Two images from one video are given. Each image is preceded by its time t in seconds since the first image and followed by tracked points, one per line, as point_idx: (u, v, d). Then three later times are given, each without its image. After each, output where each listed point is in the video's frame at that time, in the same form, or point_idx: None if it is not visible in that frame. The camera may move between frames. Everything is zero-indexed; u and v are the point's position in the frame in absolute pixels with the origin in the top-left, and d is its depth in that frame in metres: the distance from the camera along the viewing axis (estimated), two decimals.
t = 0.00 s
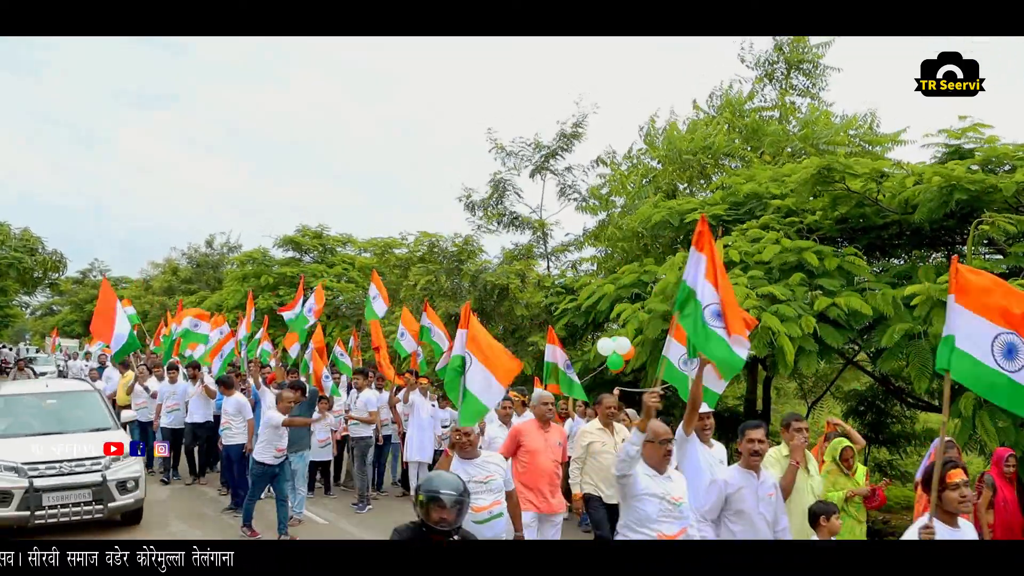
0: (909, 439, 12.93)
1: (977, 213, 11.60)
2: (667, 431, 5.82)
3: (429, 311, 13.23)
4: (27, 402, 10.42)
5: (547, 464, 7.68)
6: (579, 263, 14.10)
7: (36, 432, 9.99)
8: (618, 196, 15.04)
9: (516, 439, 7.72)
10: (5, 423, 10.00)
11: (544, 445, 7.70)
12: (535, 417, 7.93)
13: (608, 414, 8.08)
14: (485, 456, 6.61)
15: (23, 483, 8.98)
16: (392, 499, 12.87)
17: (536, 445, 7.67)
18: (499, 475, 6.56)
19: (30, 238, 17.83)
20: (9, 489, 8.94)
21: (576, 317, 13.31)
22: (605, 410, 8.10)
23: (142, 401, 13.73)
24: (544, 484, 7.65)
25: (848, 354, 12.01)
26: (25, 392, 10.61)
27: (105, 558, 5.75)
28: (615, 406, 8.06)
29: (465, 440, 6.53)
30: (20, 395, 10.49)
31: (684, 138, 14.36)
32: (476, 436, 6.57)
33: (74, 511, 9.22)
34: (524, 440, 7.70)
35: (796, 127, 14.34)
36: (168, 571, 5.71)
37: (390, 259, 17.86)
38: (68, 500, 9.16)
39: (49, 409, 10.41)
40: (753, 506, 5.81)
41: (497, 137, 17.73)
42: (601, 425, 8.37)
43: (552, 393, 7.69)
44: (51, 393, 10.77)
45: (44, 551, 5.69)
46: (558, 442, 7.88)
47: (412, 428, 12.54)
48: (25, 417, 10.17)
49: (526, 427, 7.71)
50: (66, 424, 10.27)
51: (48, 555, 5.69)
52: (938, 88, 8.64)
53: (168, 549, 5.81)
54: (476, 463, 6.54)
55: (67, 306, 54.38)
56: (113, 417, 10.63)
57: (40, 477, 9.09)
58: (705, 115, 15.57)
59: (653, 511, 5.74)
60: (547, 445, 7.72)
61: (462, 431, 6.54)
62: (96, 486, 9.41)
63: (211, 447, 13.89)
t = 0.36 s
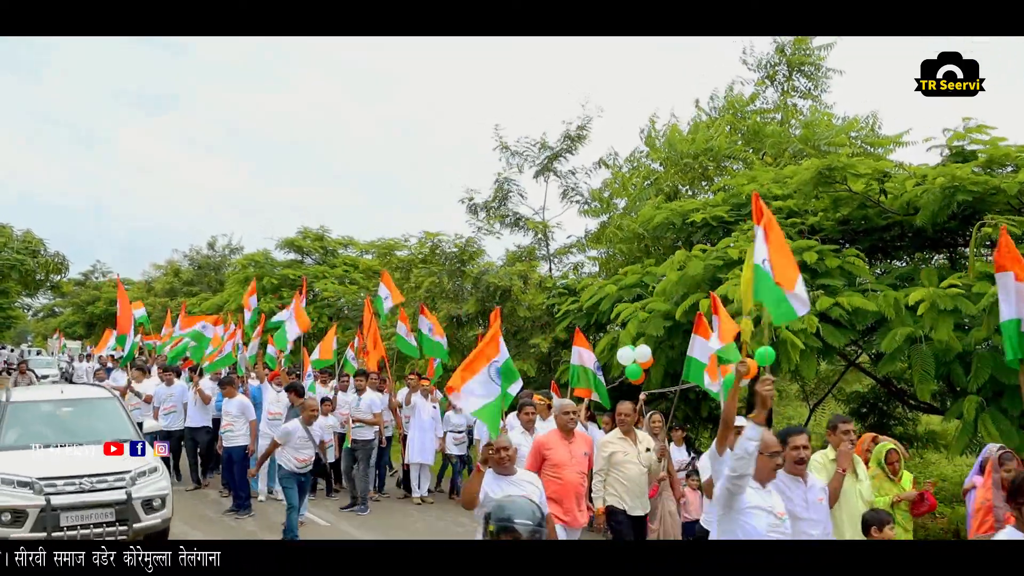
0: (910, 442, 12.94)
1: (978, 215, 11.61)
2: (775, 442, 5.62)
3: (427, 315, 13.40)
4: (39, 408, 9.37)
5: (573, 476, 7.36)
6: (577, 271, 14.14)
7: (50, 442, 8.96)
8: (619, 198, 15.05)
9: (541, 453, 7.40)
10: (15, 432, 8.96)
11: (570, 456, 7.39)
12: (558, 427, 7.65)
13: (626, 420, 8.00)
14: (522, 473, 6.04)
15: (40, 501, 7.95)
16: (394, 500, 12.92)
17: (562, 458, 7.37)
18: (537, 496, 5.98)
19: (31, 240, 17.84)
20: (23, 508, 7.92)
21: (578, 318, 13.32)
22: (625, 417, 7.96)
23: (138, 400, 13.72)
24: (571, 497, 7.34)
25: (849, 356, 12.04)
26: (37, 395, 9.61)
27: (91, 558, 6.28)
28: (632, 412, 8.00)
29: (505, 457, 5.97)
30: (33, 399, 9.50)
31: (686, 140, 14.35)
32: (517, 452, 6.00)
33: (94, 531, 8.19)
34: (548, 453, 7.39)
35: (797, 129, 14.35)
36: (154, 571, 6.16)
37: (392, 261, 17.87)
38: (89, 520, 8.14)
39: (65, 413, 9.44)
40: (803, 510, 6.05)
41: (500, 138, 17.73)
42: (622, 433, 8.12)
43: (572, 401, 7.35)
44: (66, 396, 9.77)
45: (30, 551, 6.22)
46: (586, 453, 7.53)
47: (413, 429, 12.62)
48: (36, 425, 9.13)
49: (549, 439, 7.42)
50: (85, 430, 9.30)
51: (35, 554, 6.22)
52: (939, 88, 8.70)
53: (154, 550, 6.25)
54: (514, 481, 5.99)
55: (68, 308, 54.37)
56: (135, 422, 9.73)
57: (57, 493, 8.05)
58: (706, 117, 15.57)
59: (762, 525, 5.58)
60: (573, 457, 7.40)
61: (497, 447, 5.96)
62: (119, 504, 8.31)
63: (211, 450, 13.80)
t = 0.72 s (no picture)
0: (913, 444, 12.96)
1: (982, 217, 11.62)
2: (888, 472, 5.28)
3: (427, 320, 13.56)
4: (53, 417, 8.72)
5: (601, 481, 7.23)
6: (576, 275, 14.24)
7: (70, 454, 8.31)
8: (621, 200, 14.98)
9: (567, 457, 7.25)
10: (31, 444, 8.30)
11: (596, 459, 7.27)
12: (581, 431, 7.49)
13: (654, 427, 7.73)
14: (561, 479, 6.00)
15: (62, 525, 7.24)
16: (397, 503, 12.93)
17: (589, 461, 7.24)
18: (575, 502, 5.97)
19: (35, 242, 17.84)
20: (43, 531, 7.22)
21: (581, 320, 13.32)
22: (653, 422, 7.68)
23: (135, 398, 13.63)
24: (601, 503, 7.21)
25: (853, 358, 12.04)
26: (49, 405, 8.97)
27: (79, 558, 6.32)
28: (662, 417, 7.73)
29: (546, 461, 5.86)
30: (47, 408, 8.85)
31: (689, 142, 14.37)
32: (558, 457, 5.92)
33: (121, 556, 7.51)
34: (575, 456, 7.25)
35: (800, 131, 14.37)
36: (142, 571, 6.26)
37: (396, 263, 17.88)
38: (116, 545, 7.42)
39: (81, 420, 8.81)
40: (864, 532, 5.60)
41: (504, 140, 17.73)
42: (652, 438, 7.78)
43: (599, 403, 7.27)
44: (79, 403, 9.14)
45: (18, 551, 6.26)
46: (611, 455, 7.43)
47: (416, 431, 12.66)
48: (53, 437, 8.46)
49: (574, 442, 7.28)
50: (106, 438, 8.68)
51: (22, 554, 6.26)
52: (940, 88, 8.72)
53: (142, 549, 6.36)
54: (554, 487, 5.95)
55: (71, 310, 54.37)
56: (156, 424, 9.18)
57: (81, 516, 7.33)
58: (710, 119, 15.58)
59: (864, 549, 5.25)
60: (599, 460, 7.28)
61: (538, 450, 5.84)
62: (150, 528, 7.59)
63: (212, 454, 13.78)
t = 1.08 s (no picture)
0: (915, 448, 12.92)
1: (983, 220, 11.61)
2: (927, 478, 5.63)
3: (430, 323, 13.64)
4: (67, 427, 8.11)
5: (631, 492, 7.07)
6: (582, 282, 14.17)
7: (89, 471, 7.66)
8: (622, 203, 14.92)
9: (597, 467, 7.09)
10: (46, 460, 7.65)
11: (626, 471, 7.11)
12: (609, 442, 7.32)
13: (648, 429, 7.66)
14: (596, 495, 5.86)
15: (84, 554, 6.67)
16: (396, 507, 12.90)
17: (619, 473, 7.09)
18: (614, 519, 5.84)
19: (36, 244, 17.85)
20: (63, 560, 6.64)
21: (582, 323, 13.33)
22: (688, 428, 7.32)
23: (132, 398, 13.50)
24: (632, 514, 7.04)
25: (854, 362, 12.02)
26: (57, 416, 8.30)
27: (66, 557, 6.01)
28: (697, 422, 7.34)
29: (582, 476, 5.71)
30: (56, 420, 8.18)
31: (689, 145, 14.37)
32: (595, 473, 5.77)
33: None
34: (605, 466, 7.09)
35: (801, 135, 14.37)
36: (130, 570, 5.94)
37: (397, 266, 17.89)
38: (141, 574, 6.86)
39: (95, 430, 8.18)
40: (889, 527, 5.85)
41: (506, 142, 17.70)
42: (687, 445, 7.42)
43: (630, 415, 7.07)
44: (88, 413, 8.51)
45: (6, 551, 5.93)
46: (642, 469, 7.25)
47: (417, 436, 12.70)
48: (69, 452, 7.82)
49: (604, 453, 7.11)
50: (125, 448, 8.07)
51: (10, 554, 5.92)
52: (933, 93, 8.74)
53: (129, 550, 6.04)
54: (589, 504, 5.80)
55: (72, 311, 54.35)
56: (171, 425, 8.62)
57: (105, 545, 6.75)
58: (711, 122, 15.56)
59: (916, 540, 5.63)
60: (628, 473, 7.12)
61: (573, 465, 5.70)
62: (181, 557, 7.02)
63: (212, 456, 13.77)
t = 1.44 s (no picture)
0: (915, 452, 12.89)
1: (984, 223, 11.59)
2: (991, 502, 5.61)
3: (431, 322, 13.63)
4: (85, 442, 7.31)
5: (661, 504, 6.83)
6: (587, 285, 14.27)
7: (110, 493, 6.88)
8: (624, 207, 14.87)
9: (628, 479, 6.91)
10: (63, 480, 6.89)
11: (656, 481, 6.89)
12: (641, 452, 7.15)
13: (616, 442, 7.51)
14: (643, 513, 5.61)
15: None
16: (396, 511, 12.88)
17: (649, 482, 6.87)
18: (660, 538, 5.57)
19: (37, 247, 17.89)
20: None
21: (583, 327, 13.33)
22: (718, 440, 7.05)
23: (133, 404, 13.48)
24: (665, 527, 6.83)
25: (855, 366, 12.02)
26: (78, 428, 7.56)
27: (53, 559, 5.84)
28: (728, 435, 7.11)
29: (631, 492, 5.46)
30: (76, 432, 7.44)
31: (689, 149, 14.36)
32: (643, 490, 5.52)
33: None
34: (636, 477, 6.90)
35: (802, 139, 14.37)
36: (115, 571, 5.77)
37: (397, 270, 17.90)
38: None
39: (119, 445, 7.38)
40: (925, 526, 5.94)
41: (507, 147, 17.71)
42: (717, 459, 7.17)
43: (664, 421, 7.02)
44: (113, 423, 7.77)
45: None
46: (673, 477, 7.00)
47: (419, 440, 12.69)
48: (90, 471, 7.05)
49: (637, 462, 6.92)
50: (151, 467, 7.27)
51: None
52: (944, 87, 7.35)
53: (115, 550, 5.91)
54: (636, 523, 5.54)
55: (74, 314, 54.38)
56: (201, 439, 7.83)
57: None
58: (713, 126, 15.54)
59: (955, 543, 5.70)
60: (660, 482, 6.90)
61: (621, 479, 5.46)
62: None
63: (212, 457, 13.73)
